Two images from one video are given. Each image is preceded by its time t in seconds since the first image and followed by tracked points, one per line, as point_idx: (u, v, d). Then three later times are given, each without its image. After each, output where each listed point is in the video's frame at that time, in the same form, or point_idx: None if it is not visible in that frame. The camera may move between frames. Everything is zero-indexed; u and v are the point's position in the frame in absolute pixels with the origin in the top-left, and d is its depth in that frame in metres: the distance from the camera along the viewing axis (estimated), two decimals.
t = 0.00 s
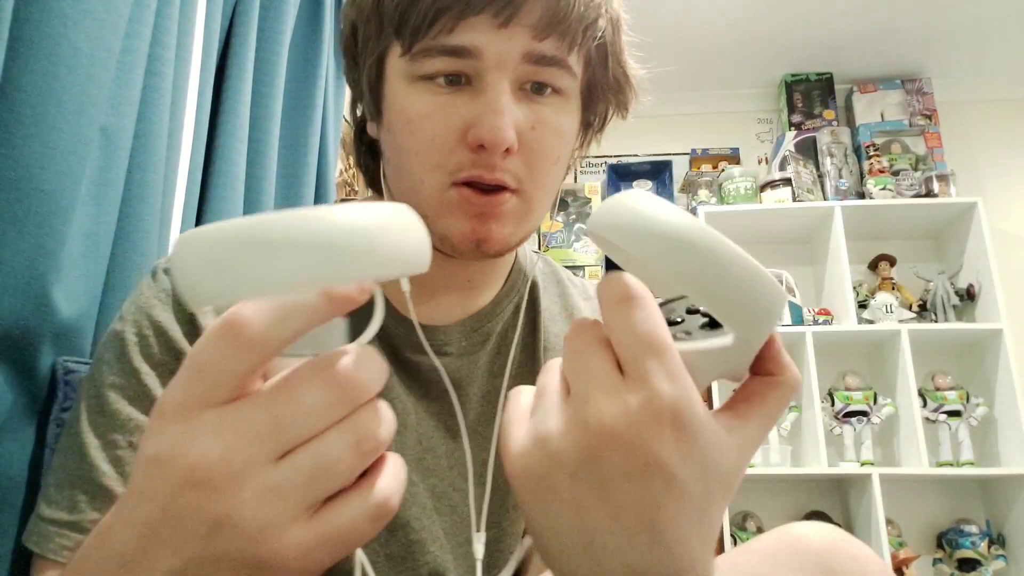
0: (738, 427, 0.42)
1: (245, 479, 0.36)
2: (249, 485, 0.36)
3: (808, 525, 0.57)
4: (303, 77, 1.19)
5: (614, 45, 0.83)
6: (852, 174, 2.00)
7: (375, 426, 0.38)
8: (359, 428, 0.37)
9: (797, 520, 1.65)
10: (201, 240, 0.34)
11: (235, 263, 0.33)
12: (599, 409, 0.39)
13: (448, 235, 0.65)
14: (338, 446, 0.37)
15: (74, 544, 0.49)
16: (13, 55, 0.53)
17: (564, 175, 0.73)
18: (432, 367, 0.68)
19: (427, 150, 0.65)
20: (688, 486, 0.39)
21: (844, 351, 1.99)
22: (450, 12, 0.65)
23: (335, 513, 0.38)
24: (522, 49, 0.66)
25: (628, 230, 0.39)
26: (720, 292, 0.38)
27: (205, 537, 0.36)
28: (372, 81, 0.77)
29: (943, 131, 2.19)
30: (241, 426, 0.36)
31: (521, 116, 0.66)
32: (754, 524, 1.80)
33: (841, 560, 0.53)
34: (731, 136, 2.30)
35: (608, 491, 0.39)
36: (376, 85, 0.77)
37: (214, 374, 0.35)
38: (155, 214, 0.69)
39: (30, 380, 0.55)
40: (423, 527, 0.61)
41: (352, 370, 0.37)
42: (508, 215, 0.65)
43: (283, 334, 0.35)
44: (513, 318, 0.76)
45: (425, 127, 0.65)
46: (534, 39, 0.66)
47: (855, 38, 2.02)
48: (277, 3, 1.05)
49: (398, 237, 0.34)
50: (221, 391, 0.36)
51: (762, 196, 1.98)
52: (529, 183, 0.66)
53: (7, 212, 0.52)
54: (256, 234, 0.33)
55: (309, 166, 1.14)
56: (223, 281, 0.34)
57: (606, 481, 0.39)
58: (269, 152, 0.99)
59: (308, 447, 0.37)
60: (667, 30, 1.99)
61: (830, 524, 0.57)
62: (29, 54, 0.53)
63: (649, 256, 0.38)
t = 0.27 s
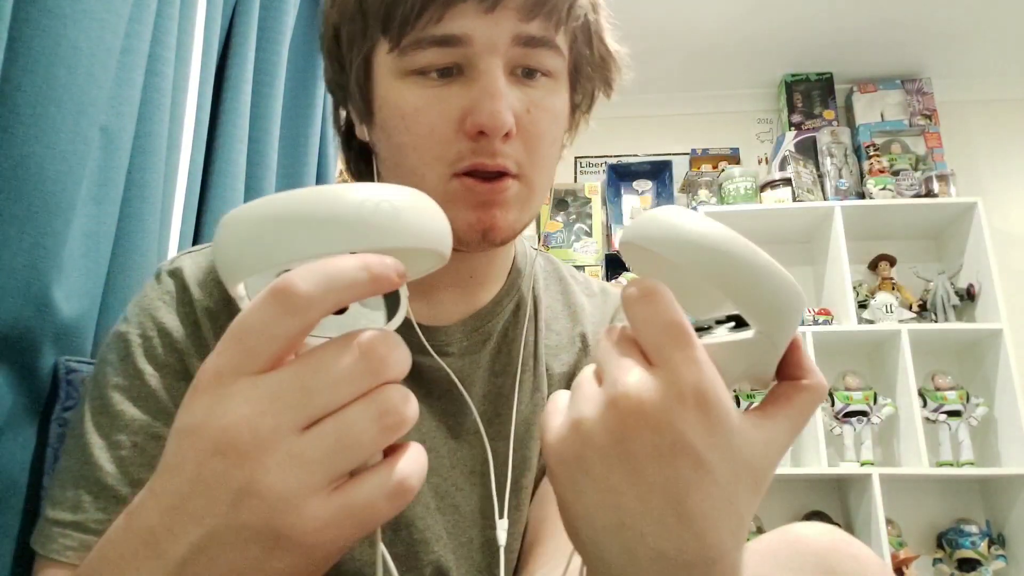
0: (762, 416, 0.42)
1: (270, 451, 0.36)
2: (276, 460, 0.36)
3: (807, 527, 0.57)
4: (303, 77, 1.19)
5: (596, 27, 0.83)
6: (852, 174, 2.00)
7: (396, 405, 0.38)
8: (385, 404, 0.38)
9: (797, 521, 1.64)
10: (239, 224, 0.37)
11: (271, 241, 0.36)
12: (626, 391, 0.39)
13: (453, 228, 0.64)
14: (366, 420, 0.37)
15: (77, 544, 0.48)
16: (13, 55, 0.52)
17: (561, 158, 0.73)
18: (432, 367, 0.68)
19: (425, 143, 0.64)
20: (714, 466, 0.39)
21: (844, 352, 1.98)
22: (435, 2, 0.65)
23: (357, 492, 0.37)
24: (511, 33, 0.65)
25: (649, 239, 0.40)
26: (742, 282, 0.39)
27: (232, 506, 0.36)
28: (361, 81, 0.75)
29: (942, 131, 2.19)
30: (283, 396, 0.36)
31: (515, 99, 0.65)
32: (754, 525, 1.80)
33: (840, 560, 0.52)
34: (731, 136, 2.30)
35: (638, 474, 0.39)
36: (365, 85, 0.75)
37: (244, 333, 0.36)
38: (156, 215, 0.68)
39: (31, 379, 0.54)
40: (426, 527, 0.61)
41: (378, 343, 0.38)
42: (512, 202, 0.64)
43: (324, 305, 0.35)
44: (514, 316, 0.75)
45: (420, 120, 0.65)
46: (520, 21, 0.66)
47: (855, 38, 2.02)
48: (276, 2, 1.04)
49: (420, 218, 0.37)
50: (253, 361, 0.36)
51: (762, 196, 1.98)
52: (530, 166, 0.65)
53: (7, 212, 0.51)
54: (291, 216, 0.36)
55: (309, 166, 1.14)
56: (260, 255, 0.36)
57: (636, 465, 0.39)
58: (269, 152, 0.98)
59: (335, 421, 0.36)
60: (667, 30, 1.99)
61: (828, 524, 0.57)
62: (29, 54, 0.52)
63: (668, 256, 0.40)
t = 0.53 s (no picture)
0: (740, 414, 0.39)
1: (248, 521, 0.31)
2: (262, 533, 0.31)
3: (808, 526, 0.57)
4: (303, 77, 1.19)
5: (586, 24, 0.82)
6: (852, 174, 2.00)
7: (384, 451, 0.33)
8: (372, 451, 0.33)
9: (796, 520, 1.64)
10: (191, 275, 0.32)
11: (231, 286, 0.31)
12: (597, 418, 0.35)
13: (435, 232, 0.65)
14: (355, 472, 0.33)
15: (71, 544, 0.49)
16: (14, 55, 0.52)
17: (549, 159, 0.73)
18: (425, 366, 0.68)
19: (408, 146, 0.65)
20: (696, 485, 0.36)
21: (844, 352, 1.98)
22: (417, 3, 0.65)
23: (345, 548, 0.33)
24: (493, 35, 0.65)
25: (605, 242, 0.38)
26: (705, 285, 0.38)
27: None
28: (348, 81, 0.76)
29: (942, 131, 2.19)
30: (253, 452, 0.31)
31: (499, 102, 0.65)
32: (754, 524, 1.80)
33: (841, 561, 0.53)
34: (731, 136, 2.30)
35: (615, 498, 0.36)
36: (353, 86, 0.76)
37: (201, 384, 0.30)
38: (156, 215, 0.68)
39: (31, 379, 0.55)
40: (420, 525, 0.61)
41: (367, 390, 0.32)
42: (494, 206, 0.65)
43: (305, 356, 0.31)
44: (509, 314, 0.76)
45: (403, 123, 0.65)
46: (504, 23, 0.65)
47: (856, 38, 2.02)
48: (276, 3, 1.05)
49: (402, 256, 0.32)
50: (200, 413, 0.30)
51: (762, 196, 1.98)
52: (512, 170, 0.66)
53: (8, 211, 0.52)
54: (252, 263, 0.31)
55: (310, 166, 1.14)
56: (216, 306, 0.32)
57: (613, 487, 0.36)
58: (269, 152, 0.99)
59: (319, 478, 0.32)
60: (667, 30, 1.99)
61: (825, 524, 0.57)
62: (29, 54, 0.53)
63: (628, 266, 0.38)
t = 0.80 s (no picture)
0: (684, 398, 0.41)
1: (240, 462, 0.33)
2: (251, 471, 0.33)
3: (808, 526, 0.57)
4: (303, 77, 1.19)
5: (582, 27, 0.82)
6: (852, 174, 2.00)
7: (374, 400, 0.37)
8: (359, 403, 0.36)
9: (796, 520, 1.64)
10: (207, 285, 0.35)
11: (238, 300, 0.34)
12: (551, 424, 0.37)
13: (426, 232, 0.66)
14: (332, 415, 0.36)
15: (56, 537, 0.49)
16: (13, 56, 0.53)
17: (542, 162, 0.74)
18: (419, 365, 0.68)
19: (400, 147, 0.65)
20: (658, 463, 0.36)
21: (844, 352, 1.98)
22: (412, 4, 0.65)
23: (320, 487, 0.36)
24: (489, 39, 0.65)
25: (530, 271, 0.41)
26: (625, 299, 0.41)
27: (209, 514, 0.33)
28: (341, 79, 0.76)
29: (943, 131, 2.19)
30: (233, 404, 0.34)
31: (493, 105, 0.66)
32: (753, 524, 1.80)
33: (841, 560, 0.53)
34: (732, 136, 2.30)
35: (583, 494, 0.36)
36: (346, 84, 0.76)
37: (231, 373, 0.34)
38: (155, 214, 0.69)
39: (30, 379, 0.55)
40: (412, 526, 0.61)
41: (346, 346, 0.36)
42: (485, 209, 0.66)
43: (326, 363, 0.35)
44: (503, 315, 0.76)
45: (396, 123, 0.65)
46: (500, 26, 0.66)
47: (856, 38, 2.02)
48: (276, 3, 1.05)
49: (401, 288, 0.36)
50: (219, 385, 0.34)
51: (762, 195, 1.98)
52: (504, 174, 0.67)
53: (7, 211, 0.52)
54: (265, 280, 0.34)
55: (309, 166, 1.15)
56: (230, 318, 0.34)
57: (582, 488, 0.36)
58: (269, 152, 0.99)
59: (301, 420, 0.35)
60: (667, 30, 1.99)
61: (826, 523, 0.57)
62: (29, 54, 0.53)
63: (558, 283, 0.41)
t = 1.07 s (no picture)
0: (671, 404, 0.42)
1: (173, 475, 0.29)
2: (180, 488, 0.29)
3: (808, 526, 0.57)
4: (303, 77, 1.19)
5: (576, 25, 0.82)
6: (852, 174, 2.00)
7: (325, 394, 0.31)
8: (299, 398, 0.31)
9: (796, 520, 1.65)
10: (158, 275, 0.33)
11: (192, 295, 0.32)
12: (579, 454, 0.34)
13: (413, 229, 0.66)
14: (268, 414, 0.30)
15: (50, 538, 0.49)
16: (15, 56, 0.53)
17: (534, 163, 0.73)
18: (417, 365, 0.69)
19: (387, 146, 0.65)
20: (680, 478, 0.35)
21: (844, 352, 1.98)
22: (397, 3, 0.65)
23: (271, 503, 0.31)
24: (475, 37, 0.65)
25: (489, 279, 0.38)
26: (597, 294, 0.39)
27: (154, 541, 0.29)
28: (332, 77, 0.77)
29: (942, 130, 2.19)
30: (168, 411, 0.30)
31: (479, 104, 0.65)
32: (754, 524, 1.80)
33: (841, 560, 0.53)
34: (732, 136, 2.30)
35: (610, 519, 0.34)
36: (337, 83, 0.77)
37: (158, 380, 0.30)
38: (155, 214, 0.69)
39: (30, 378, 0.55)
40: (410, 528, 0.60)
41: (284, 327, 0.32)
42: (473, 207, 0.65)
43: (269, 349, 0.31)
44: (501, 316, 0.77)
45: (383, 121, 0.65)
46: (486, 24, 0.66)
47: (856, 38, 2.02)
48: (276, 3, 1.05)
49: (372, 268, 0.33)
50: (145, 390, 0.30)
51: (762, 195, 1.98)
52: (493, 173, 0.66)
53: (8, 211, 0.52)
54: (219, 269, 0.32)
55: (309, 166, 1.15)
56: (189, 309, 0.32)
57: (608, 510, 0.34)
58: (269, 152, 0.99)
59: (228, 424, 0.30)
60: (667, 30, 1.99)
61: (826, 523, 0.57)
62: (30, 54, 0.53)
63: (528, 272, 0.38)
